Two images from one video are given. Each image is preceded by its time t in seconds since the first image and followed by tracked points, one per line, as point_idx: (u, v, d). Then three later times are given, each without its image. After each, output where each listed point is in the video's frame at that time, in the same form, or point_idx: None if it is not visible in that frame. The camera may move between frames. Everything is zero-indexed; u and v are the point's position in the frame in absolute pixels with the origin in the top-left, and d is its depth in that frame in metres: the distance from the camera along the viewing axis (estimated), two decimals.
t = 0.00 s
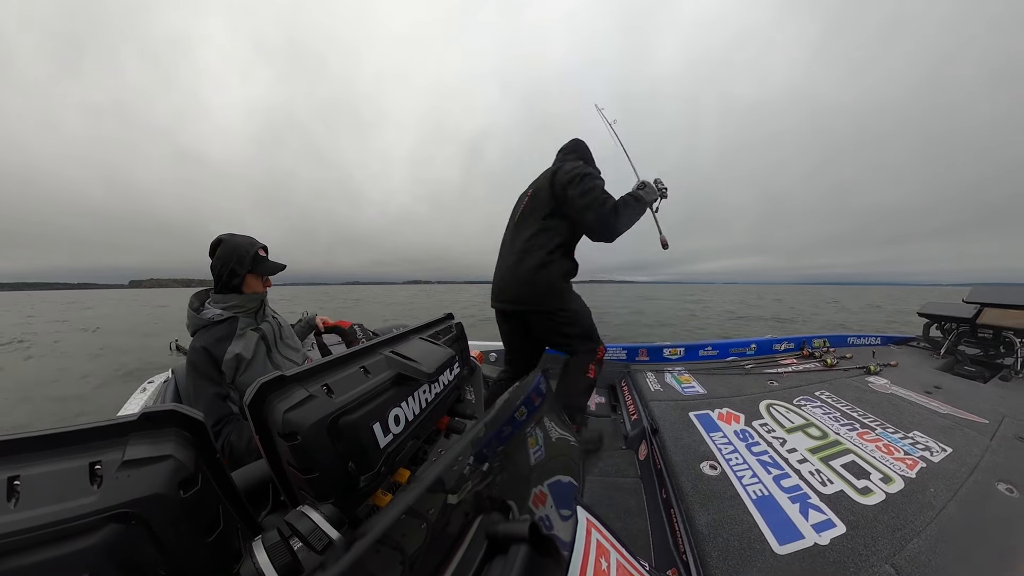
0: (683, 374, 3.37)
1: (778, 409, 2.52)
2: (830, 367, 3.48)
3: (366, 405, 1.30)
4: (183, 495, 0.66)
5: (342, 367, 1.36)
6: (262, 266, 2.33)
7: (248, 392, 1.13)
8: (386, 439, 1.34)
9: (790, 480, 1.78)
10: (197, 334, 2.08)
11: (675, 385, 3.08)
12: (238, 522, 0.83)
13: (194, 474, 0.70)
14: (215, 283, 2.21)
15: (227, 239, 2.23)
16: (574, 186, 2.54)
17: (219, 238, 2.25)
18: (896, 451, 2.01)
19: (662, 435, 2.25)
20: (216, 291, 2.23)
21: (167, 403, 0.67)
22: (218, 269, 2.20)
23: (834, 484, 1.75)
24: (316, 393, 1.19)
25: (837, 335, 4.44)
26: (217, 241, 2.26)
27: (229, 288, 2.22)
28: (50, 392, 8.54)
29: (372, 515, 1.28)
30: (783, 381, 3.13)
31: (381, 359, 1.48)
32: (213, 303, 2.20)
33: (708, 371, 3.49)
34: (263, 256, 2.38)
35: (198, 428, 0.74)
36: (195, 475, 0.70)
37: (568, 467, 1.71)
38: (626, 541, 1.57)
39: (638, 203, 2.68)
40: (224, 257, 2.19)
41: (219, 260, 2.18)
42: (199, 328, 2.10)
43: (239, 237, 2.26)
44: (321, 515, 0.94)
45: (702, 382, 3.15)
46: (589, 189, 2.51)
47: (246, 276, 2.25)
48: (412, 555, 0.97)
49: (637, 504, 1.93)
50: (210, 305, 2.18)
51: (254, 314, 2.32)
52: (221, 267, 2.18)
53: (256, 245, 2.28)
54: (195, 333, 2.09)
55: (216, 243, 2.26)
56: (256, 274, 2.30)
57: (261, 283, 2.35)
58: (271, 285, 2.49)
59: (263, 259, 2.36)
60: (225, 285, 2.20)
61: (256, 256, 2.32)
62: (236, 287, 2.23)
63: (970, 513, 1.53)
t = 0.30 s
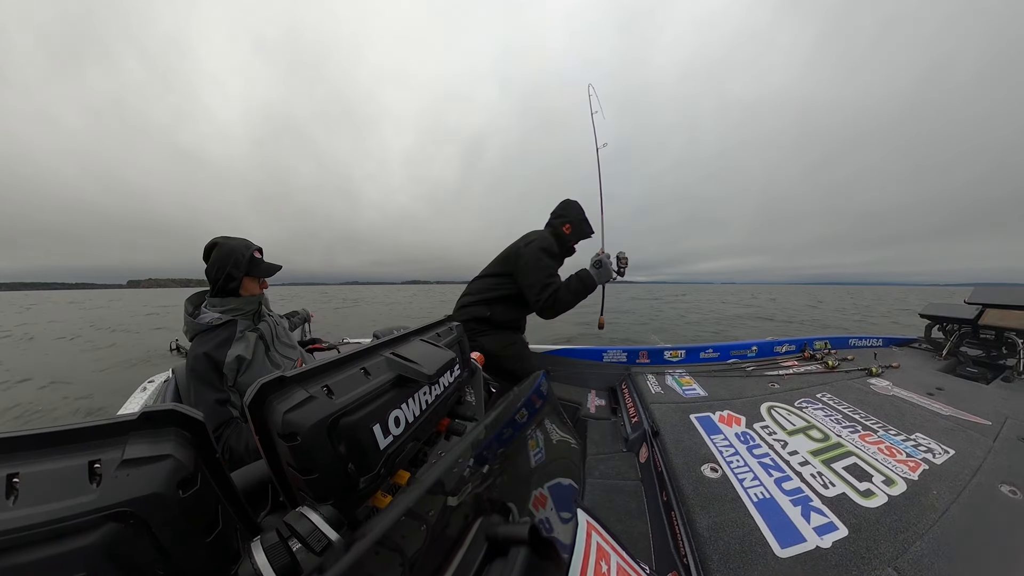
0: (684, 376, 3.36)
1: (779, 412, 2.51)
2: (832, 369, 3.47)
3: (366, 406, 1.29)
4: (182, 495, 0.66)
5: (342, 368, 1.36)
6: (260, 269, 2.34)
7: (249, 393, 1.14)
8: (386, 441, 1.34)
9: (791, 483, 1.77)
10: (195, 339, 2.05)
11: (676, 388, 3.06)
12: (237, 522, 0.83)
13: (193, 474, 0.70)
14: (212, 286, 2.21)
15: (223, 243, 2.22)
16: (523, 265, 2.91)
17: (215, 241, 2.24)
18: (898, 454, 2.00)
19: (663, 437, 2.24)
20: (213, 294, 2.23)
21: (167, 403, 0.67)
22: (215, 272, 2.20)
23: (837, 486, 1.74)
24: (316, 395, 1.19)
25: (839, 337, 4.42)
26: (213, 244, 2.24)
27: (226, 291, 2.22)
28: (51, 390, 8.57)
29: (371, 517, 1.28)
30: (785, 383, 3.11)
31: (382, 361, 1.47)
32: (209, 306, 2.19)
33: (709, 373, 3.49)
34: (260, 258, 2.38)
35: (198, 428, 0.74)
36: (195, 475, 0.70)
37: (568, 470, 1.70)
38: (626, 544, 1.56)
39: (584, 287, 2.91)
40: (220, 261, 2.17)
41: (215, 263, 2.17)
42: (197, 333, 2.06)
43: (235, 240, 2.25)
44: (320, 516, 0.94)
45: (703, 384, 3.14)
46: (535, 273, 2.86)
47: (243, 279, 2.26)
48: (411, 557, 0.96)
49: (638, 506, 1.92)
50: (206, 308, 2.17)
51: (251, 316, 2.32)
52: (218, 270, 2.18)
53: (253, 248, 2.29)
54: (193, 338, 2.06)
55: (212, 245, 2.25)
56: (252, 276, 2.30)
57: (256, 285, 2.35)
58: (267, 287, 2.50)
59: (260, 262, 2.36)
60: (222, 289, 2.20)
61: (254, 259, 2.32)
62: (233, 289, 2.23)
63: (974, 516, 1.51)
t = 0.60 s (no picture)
0: (685, 376, 3.36)
1: (780, 412, 2.50)
2: (833, 369, 3.45)
3: (367, 405, 1.29)
4: (184, 494, 0.66)
5: (343, 368, 1.36)
6: (265, 269, 2.35)
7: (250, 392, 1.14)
8: (387, 440, 1.34)
9: (792, 484, 1.77)
10: (199, 336, 2.05)
11: (677, 388, 3.06)
12: (239, 520, 0.83)
13: (194, 472, 0.70)
14: (217, 285, 2.22)
15: (228, 242, 2.23)
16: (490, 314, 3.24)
17: (221, 240, 2.25)
18: (899, 455, 1.99)
19: (663, 437, 2.24)
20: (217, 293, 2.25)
21: (168, 402, 0.67)
22: (219, 271, 2.21)
23: (838, 487, 1.73)
24: (317, 394, 1.19)
25: (841, 338, 4.40)
26: (218, 244, 2.26)
27: (230, 289, 2.24)
28: (57, 387, 8.62)
29: (372, 515, 1.28)
30: (786, 384, 3.10)
31: (383, 360, 1.48)
32: (214, 305, 2.21)
33: (710, 373, 3.48)
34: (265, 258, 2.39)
35: (200, 426, 0.74)
36: (196, 474, 0.71)
37: (569, 469, 1.70)
38: (626, 544, 1.56)
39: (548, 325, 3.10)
40: (224, 260, 2.19)
41: (220, 262, 2.18)
42: (201, 330, 2.06)
43: (240, 240, 2.26)
44: (321, 515, 0.94)
45: (704, 384, 3.14)
46: (502, 322, 3.18)
47: (247, 278, 2.26)
48: (412, 556, 0.96)
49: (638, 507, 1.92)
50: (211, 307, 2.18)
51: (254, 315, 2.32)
52: (223, 269, 2.19)
53: (258, 248, 2.30)
54: (197, 334, 2.07)
55: (217, 245, 2.26)
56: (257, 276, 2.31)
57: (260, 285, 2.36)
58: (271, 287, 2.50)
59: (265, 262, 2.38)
60: (227, 287, 2.21)
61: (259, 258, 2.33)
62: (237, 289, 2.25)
63: (975, 517, 1.51)
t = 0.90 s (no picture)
0: (686, 375, 3.36)
1: (782, 411, 2.50)
2: (835, 368, 3.44)
3: (369, 404, 1.30)
4: (187, 492, 0.67)
5: (346, 367, 1.37)
6: (271, 269, 2.36)
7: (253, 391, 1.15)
8: (390, 438, 1.35)
9: (793, 483, 1.77)
10: (205, 332, 2.08)
11: (679, 386, 3.06)
12: (242, 519, 0.84)
13: (198, 471, 0.71)
14: (224, 284, 2.24)
15: (237, 242, 2.25)
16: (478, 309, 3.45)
17: (230, 240, 2.27)
18: (901, 454, 1.99)
19: (665, 436, 2.24)
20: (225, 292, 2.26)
21: (171, 401, 0.68)
22: (226, 270, 2.22)
23: (838, 487, 1.73)
24: (319, 392, 1.20)
25: (843, 337, 4.38)
26: (227, 243, 2.27)
27: (237, 288, 2.24)
28: (60, 385, 8.65)
29: (375, 513, 1.29)
30: (788, 382, 3.09)
31: (385, 359, 1.48)
32: (222, 303, 2.22)
33: (712, 371, 3.47)
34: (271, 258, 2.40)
35: (203, 425, 0.75)
36: (200, 473, 0.71)
37: (570, 467, 1.70)
38: (627, 542, 1.56)
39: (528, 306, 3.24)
40: (232, 259, 2.20)
41: (228, 261, 2.20)
42: (208, 326, 2.10)
43: (249, 240, 2.27)
44: (322, 514, 0.95)
45: (705, 383, 3.13)
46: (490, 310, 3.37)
47: (254, 277, 2.27)
48: (413, 554, 0.96)
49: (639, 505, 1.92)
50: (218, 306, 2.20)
51: (260, 314, 2.33)
52: (230, 269, 2.21)
53: (265, 248, 2.31)
54: (204, 330, 2.10)
55: (226, 245, 2.28)
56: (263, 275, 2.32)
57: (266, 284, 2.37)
58: (276, 286, 2.51)
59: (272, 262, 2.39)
60: (233, 286, 2.21)
61: (265, 258, 2.34)
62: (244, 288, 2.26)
63: (976, 518, 1.51)
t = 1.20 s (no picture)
0: (688, 375, 3.35)
1: (784, 411, 2.49)
2: (838, 368, 3.43)
3: (370, 404, 1.30)
4: (189, 492, 0.67)
5: (347, 367, 1.37)
6: (271, 270, 2.37)
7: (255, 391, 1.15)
8: (391, 439, 1.35)
9: (795, 483, 1.76)
10: (207, 333, 2.10)
11: (681, 386, 3.05)
12: (244, 519, 0.84)
13: (200, 471, 0.71)
14: (225, 285, 2.25)
15: (238, 244, 2.25)
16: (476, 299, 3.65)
17: (231, 241, 2.28)
18: (904, 454, 1.97)
19: (666, 436, 2.23)
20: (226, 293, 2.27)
21: (173, 403, 0.69)
22: (228, 271, 2.23)
23: (841, 487, 1.72)
24: (321, 393, 1.20)
25: (845, 336, 4.36)
26: (228, 245, 2.28)
27: (238, 289, 2.25)
28: (64, 386, 8.69)
29: (377, 514, 1.29)
30: (790, 382, 3.08)
31: (387, 360, 1.49)
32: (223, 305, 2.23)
33: (714, 371, 3.46)
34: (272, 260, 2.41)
35: (205, 426, 0.76)
36: (202, 473, 0.72)
37: (572, 467, 1.70)
38: (629, 542, 1.56)
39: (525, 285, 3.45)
40: (233, 261, 2.21)
41: (229, 263, 2.21)
42: (210, 328, 2.12)
43: (250, 242, 2.28)
44: (323, 514, 0.95)
45: (707, 383, 3.12)
46: (486, 295, 3.58)
47: (255, 278, 2.28)
48: (414, 555, 0.96)
49: (641, 505, 1.92)
50: (219, 307, 2.20)
51: (262, 315, 2.34)
52: (231, 270, 2.22)
53: (265, 249, 2.31)
54: (206, 331, 2.11)
55: (227, 247, 2.29)
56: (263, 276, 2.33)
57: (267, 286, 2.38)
58: (277, 289, 2.52)
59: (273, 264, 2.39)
60: (235, 287, 2.22)
61: (266, 260, 2.34)
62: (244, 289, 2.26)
63: (980, 519, 1.49)
